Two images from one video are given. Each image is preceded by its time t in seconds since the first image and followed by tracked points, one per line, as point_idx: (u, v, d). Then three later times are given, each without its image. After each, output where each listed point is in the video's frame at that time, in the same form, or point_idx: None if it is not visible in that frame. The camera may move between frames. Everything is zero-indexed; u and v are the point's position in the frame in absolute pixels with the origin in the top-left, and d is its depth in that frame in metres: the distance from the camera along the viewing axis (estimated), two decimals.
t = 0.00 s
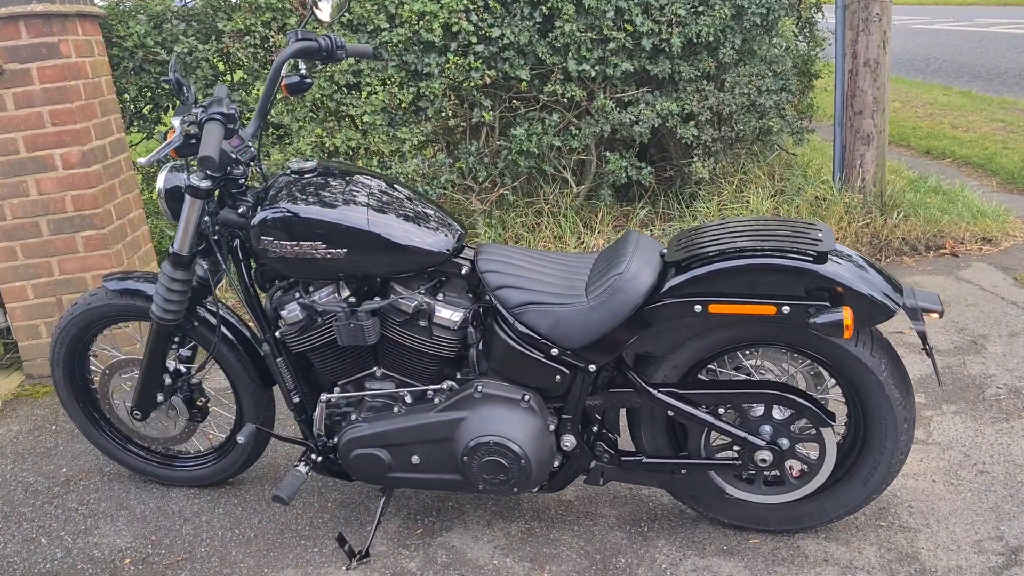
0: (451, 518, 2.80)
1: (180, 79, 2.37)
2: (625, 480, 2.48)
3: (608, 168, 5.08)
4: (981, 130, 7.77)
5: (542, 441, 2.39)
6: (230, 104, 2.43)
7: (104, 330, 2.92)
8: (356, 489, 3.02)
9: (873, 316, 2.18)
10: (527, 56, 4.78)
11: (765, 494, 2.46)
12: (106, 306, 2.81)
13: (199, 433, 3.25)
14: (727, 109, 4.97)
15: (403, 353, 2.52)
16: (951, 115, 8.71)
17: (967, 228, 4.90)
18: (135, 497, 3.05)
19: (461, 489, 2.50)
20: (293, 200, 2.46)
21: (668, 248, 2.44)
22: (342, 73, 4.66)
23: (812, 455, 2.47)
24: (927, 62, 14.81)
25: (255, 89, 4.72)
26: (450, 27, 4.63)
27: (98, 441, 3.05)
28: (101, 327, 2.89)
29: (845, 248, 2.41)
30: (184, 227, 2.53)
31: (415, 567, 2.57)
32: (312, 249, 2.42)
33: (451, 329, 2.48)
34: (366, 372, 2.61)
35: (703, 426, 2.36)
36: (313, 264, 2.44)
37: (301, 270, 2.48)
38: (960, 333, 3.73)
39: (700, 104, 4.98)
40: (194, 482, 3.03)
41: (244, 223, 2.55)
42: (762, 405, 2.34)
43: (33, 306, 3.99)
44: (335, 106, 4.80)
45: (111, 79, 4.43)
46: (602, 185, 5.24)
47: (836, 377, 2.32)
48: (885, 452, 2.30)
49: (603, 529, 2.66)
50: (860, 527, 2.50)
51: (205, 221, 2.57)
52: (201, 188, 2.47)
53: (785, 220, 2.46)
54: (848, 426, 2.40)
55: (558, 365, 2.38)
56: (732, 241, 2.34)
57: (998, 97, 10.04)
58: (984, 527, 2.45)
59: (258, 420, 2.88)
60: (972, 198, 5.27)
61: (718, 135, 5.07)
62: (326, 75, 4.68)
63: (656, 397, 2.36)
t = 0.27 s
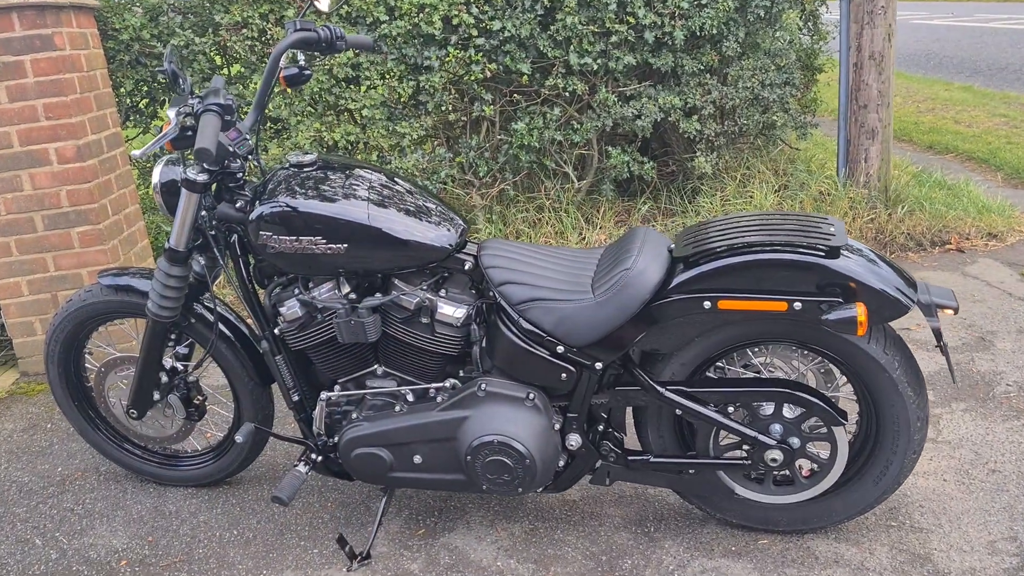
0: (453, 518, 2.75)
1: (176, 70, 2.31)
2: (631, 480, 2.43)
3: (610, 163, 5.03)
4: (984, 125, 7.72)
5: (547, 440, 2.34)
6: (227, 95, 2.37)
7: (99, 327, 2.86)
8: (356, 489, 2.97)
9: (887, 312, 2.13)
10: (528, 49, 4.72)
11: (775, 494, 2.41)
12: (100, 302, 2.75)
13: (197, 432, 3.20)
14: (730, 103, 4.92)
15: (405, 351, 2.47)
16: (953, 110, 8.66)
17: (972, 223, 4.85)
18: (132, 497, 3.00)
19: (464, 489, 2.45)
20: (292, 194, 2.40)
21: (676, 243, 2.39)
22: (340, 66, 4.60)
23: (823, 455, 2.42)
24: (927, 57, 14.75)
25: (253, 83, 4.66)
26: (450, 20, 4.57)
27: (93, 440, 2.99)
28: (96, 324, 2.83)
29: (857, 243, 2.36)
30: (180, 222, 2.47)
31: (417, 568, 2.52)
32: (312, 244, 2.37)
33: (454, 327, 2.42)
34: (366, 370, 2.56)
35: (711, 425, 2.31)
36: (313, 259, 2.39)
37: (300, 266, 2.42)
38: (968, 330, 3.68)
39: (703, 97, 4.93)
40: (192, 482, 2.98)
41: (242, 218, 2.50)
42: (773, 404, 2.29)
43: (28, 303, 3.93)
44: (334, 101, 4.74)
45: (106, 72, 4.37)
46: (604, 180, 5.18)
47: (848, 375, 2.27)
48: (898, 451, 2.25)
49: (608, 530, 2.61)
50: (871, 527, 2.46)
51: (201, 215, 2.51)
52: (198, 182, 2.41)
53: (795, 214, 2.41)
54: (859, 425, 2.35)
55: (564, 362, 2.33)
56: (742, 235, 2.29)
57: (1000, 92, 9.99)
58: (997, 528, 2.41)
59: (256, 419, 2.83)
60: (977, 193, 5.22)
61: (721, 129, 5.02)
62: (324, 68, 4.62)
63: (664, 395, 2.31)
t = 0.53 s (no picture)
0: (456, 519, 2.70)
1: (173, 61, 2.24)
2: (639, 479, 2.39)
3: (608, 157, 4.98)
4: (979, 120, 7.72)
5: (553, 440, 2.30)
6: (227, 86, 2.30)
7: (92, 324, 2.79)
8: (356, 489, 2.91)
9: (902, 308, 2.09)
10: (525, 42, 4.67)
11: (785, 493, 2.37)
12: (95, 299, 2.68)
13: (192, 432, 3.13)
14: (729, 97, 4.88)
15: (408, 349, 2.42)
16: (947, 105, 8.66)
17: (972, 218, 4.83)
18: (126, 498, 2.94)
19: (468, 490, 2.40)
20: (292, 188, 2.34)
21: (685, 238, 2.35)
22: (336, 59, 4.54)
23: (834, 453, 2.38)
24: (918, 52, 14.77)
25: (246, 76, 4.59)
26: (447, 12, 4.51)
27: (86, 439, 2.92)
28: (90, 321, 2.77)
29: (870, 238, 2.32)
30: (177, 216, 2.41)
31: (421, 570, 2.47)
32: (313, 239, 2.31)
33: (458, 324, 2.37)
34: (368, 368, 2.51)
35: (721, 423, 2.27)
36: (314, 255, 2.33)
37: (301, 262, 2.36)
38: (971, 325, 3.66)
39: (702, 91, 4.89)
40: (188, 482, 2.92)
41: (240, 213, 2.44)
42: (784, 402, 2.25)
43: (19, 300, 3.86)
44: (328, 94, 4.67)
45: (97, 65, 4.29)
46: (601, 175, 5.14)
47: (860, 372, 2.23)
48: (911, 449, 2.21)
49: (614, 530, 2.57)
50: (881, 526, 2.42)
51: (198, 210, 2.45)
52: (195, 175, 2.35)
53: (806, 209, 2.36)
54: (871, 423, 2.32)
55: (571, 360, 2.29)
56: (753, 230, 2.25)
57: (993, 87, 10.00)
58: (1009, 526, 2.38)
59: (254, 418, 2.77)
60: (975, 188, 5.20)
61: (720, 123, 4.98)
62: (319, 62, 4.55)
63: (673, 393, 2.27)
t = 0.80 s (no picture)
0: (452, 526, 2.67)
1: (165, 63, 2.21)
2: (639, 484, 2.38)
3: (588, 159, 4.98)
4: (945, 122, 7.87)
5: (554, 445, 2.28)
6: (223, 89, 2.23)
7: (75, 331, 2.71)
8: (347, 497, 2.87)
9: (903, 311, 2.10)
10: (506, 43, 4.65)
11: (785, 496, 2.38)
12: (78, 306, 2.60)
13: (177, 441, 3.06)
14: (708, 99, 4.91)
15: (404, 355, 2.38)
16: (913, 107, 8.81)
17: (946, 219, 4.91)
18: (109, 510, 2.86)
19: (467, 497, 2.37)
20: (285, 191, 2.30)
21: (685, 241, 2.34)
22: (315, 60, 4.47)
23: (832, 455, 2.40)
24: (881, 54, 15.03)
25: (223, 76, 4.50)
26: (428, 13, 4.47)
27: (67, 450, 2.83)
28: (72, 329, 2.68)
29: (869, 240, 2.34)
30: (166, 221, 2.35)
31: None
32: (309, 244, 2.27)
33: (456, 329, 2.34)
34: (363, 374, 2.46)
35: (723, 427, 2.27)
36: (310, 260, 2.29)
37: (295, 267, 2.31)
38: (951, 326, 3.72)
39: (682, 93, 4.90)
40: (174, 492, 2.84)
41: (231, 217, 2.38)
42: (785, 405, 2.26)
43: None
44: (307, 95, 4.60)
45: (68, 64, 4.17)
46: (582, 177, 5.13)
47: (860, 375, 2.24)
48: (910, 450, 2.23)
49: (612, 535, 2.56)
50: (878, 527, 2.44)
51: (188, 214, 2.39)
52: (186, 179, 2.29)
53: (803, 212, 2.37)
54: (869, 424, 2.33)
55: (572, 365, 2.27)
56: (754, 233, 2.25)
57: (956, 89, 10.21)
58: (1003, 525, 2.41)
59: (244, 427, 2.71)
60: (948, 189, 5.30)
61: (699, 125, 5.01)
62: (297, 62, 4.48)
63: (675, 397, 2.26)
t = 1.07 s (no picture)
0: (444, 527, 2.64)
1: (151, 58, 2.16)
2: (637, 480, 2.38)
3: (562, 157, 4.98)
4: (901, 120, 8.06)
5: (554, 444, 2.27)
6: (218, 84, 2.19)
7: (52, 335, 2.62)
8: (336, 500, 2.82)
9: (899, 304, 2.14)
10: (480, 41, 4.62)
11: (779, 489, 2.41)
12: (57, 309, 2.52)
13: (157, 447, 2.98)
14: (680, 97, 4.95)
15: (398, 355, 2.34)
16: (870, 105, 9.01)
17: (911, 215, 5.02)
18: (88, 519, 2.77)
19: (464, 497, 2.35)
20: (275, 189, 2.24)
21: (681, 238, 2.35)
22: (285, 57, 4.39)
23: (825, 448, 2.43)
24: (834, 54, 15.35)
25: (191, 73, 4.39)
26: (401, 9, 4.42)
27: (43, 458, 2.74)
28: (49, 333, 2.59)
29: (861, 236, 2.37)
30: (152, 219, 2.28)
31: None
32: (303, 243, 2.22)
33: (451, 328, 2.30)
34: (355, 375, 2.42)
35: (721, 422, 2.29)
36: (304, 259, 2.24)
37: (288, 266, 2.26)
38: (923, 319, 3.80)
39: (654, 91, 4.93)
40: (156, 499, 2.76)
41: (219, 216, 2.32)
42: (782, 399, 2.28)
43: None
44: (278, 93, 4.52)
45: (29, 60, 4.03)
46: (555, 175, 5.13)
47: (855, 368, 2.28)
48: (903, 443, 2.27)
49: (607, 532, 2.56)
50: (869, 518, 2.49)
51: (174, 213, 2.33)
52: (173, 177, 2.23)
53: (796, 208, 2.40)
54: (862, 418, 2.37)
55: (572, 362, 2.26)
56: (750, 229, 2.27)
57: (908, 88, 10.47)
58: (989, 514, 2.47)
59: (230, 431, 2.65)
60: (911, 185, 5.42)
61: (671, 123, 5.05)
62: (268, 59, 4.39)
63: (674, 394, 2.27)
